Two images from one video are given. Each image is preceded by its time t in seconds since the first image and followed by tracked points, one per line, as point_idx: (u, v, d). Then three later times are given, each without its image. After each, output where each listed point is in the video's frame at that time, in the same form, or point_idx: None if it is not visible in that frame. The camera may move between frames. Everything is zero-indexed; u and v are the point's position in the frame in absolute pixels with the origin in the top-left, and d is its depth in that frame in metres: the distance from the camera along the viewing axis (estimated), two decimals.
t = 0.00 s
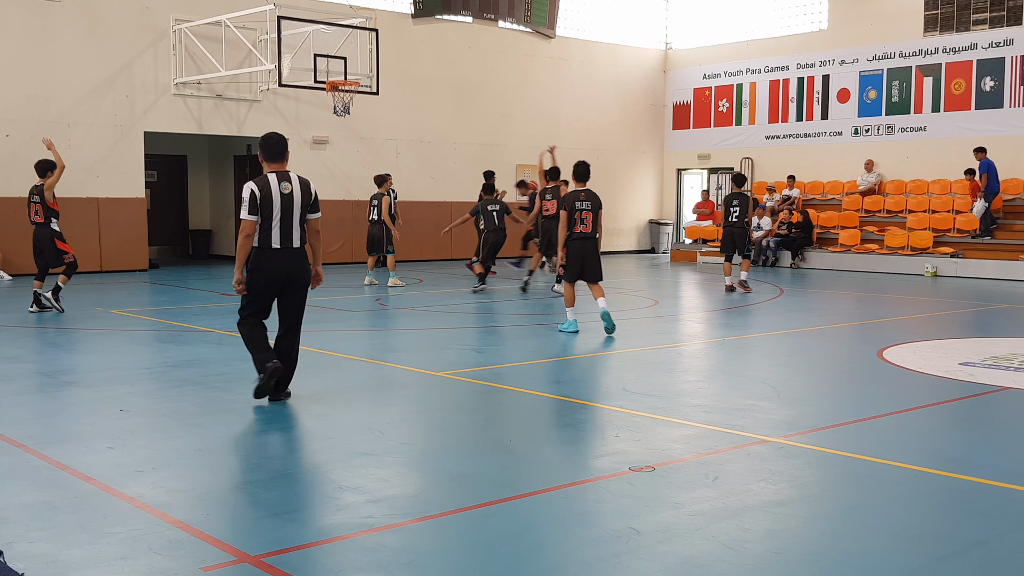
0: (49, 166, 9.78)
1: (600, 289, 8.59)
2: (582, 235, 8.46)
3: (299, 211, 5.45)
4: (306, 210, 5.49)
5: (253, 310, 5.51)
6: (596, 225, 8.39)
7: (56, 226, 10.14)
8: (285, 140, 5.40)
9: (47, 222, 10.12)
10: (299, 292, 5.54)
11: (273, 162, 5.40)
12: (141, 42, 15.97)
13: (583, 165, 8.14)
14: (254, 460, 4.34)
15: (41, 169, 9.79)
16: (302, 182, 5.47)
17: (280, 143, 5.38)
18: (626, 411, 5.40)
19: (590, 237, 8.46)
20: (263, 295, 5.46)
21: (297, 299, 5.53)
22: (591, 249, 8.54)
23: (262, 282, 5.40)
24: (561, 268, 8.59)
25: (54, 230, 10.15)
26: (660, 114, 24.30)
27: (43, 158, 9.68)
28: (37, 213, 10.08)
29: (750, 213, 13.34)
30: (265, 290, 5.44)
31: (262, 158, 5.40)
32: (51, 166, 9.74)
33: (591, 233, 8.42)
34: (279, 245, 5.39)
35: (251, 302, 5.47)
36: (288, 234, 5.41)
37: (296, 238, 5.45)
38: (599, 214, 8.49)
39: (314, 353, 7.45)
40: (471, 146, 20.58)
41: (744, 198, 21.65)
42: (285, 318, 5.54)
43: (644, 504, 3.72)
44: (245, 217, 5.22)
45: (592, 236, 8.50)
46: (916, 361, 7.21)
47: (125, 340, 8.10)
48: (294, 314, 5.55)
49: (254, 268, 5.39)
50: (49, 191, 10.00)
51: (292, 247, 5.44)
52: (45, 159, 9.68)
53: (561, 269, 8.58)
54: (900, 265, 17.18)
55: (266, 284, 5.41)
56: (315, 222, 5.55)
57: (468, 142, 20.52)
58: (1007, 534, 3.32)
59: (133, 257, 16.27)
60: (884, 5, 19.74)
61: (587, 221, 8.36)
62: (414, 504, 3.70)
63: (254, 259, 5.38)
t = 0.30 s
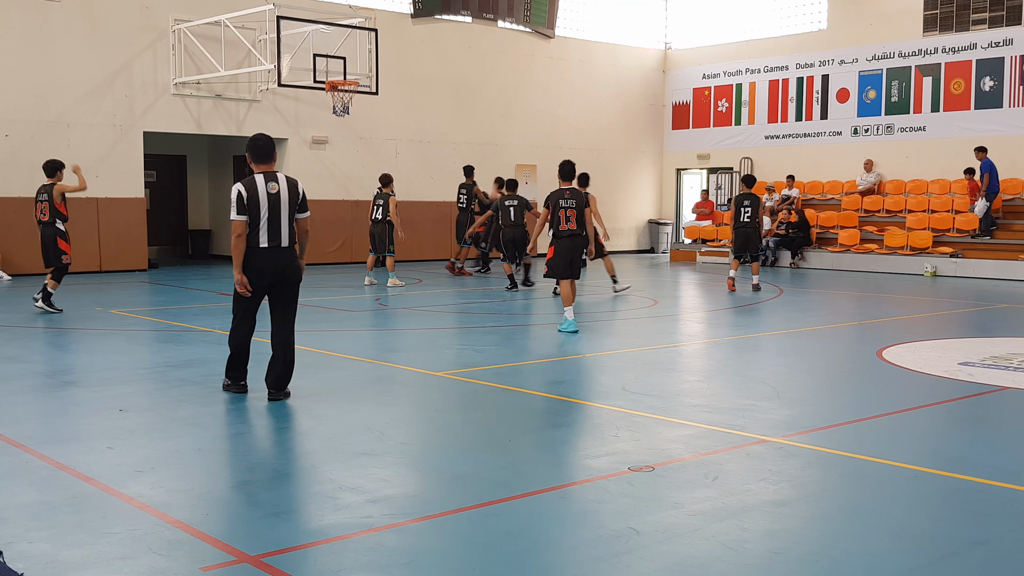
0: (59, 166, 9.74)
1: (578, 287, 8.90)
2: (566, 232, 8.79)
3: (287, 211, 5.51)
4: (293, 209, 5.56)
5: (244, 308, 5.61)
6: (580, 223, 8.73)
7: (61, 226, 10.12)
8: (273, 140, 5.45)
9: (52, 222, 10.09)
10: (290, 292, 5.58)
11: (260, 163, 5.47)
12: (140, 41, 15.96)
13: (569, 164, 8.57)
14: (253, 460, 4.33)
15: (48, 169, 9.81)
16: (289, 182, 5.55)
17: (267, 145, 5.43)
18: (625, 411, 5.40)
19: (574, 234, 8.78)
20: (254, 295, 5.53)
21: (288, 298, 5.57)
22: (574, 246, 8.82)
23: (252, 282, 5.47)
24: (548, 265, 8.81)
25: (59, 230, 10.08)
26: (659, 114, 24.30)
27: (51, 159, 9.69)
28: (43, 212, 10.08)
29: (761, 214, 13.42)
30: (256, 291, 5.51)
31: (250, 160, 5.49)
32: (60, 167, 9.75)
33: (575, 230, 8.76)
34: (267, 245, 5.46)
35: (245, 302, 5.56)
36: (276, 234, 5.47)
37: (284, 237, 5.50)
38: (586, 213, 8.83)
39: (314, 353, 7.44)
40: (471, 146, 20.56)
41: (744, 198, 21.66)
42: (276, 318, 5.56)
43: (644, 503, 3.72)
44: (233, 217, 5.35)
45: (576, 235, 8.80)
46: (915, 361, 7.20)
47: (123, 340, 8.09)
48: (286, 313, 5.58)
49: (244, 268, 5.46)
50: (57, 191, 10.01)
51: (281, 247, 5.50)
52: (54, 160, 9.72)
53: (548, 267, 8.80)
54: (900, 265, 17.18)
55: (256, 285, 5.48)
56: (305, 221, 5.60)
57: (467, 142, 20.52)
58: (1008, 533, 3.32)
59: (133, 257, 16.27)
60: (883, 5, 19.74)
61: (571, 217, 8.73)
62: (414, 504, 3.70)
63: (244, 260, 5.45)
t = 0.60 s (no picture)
0: (69, 169, 9.72)
1: (561, 285, 9.18)
2: (557, 233, 8.97)
3: (270, 207, 5.55)
4: (277, 205, 5.58)
5: (231, 306, 5.60)
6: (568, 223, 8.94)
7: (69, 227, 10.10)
8: (255, 138, 5.49)
9: (61, 222, 10.09)
10: (275, 286, 5.66)
11: (243, 160, 5.52)
12: (140, 41, 15.95)
13: (559, 165, 8.59)
14: (252, 460, 4.33)
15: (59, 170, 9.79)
16: (273, 178, 5.59)
17: (250, 143, 5.47)
18: (625, 411, 5.40)
19: (564, 235, 8.98)
20: (241, 291, 5.59)
21: (273, 292, 5.66)
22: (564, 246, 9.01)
23: (237, 278, 5.54)
24: (538, 265, 8.98)
25: (67, 230, 10.07)
26: (659, 114, 24.31)
27: (63, 161, 9.68)
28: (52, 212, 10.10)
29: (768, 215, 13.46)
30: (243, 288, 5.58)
31: (235, 158, 5.55)
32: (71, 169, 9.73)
33: (565, 231, 8.96)
34: (250, 240, 5.52)
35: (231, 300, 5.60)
36: (259, 229, 5.52)
37: (267, 233, 5.56)
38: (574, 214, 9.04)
39: (313, 353, 7.44)
40: (470, 145, 20.56)
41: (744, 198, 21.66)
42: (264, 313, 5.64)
43: (643, 503, 3.71)
44: (215, 216, 5.41)
45: (564, 235, 9.00)
46: (915, 361, 7.21)
47: (122, 340, 8.08)
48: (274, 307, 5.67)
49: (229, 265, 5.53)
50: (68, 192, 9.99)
51: (264, 242, 5.57)
52: (65, 162, 9.71)
53: (538, 266, 8.97)
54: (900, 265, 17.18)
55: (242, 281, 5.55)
56: (289, 217, 5.63)
57: (467, 142, 20.51)
58: (1008, 534, 3.32)
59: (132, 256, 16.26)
60: (883, 5, 19.75)
61: (560, 218, 8.94)
62: (413, 504, 3.70)
63: (229, 257, 5.52)
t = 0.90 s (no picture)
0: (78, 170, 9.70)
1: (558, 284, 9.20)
2: (544, 232, 9.01)
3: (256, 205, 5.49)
4: (265, 203, 5.50)
5: (227, 307, 5.65)
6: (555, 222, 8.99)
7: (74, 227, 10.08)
8: (253, 136, 5.51)
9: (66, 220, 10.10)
10: (266, 286, 5.59)
11: (238, 158, 5.53)
12: (139, 41, 15.94)
13: (545, 164, 8.57)
14: (250, 461, 4.32)
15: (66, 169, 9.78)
16: (261, 177, 5.53)
17: (244, 141, 5.49)
18: (624, 411, 5.40)
19: (552, 233, 9.01)
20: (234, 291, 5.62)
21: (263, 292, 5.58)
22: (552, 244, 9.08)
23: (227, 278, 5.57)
24: (527, 264, 9.05)
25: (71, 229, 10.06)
26: (658, 114, 24.31)
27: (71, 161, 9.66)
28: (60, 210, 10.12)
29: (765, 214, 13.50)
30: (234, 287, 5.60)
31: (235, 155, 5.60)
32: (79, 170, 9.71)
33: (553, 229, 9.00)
34: (237, 238, 5.52)
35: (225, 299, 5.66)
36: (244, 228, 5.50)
37: (252, 232, 5.51)
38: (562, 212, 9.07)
39: (312, 353, 7.43)
40: (469, 145, 20.56)
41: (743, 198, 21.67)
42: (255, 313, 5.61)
43: (642, 503, 3.71)
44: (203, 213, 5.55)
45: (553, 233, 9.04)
46: (914, 361, 7.21)
47: (121, 340, 8.07)
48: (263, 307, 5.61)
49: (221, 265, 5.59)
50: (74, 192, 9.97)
51: (250, 241, 5.53)
52: (74, 161, 9.68)
53: (527, 265, 9.04)
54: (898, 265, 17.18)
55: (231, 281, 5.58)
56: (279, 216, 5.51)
57: (466, 142, 20.51)
58: (1008, 534, 3.32)
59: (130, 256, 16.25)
60: (882, 5, 19.75)
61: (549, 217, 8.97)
62: (412, 504, 3.70)
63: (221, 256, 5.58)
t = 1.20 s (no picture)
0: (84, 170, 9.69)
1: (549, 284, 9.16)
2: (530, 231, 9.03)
3: (252, 209, 5.49)
4: (261, 206, 5.47)
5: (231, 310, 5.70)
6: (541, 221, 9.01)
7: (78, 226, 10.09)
8: (262, 137, 5.51)
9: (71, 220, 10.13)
10: (264, 291, 5.56)
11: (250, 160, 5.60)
12: (138, 42, 15.94)
13: (531, 163, 8.57)
14: (250, 461, 4.32)
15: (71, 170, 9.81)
16: (258, 180, 5.54)
17: (254, 143, 5.52)
18: (624, 411, 5.41)
19: (537, 232, 9.02)
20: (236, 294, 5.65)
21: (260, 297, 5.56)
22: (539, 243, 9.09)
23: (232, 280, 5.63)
24: (512, 262, 9.07)
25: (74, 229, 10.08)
26: (657, 114, 24.32)
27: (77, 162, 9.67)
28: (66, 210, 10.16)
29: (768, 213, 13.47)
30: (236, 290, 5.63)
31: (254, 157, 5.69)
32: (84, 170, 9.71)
33: (538, 227, 9.01)
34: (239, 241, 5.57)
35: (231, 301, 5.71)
36: (243, 231, 5.53)
37: (249, 235, 5.52)
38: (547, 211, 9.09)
39: (311, 354, 7.43)
40: (469, 146, 20.57)
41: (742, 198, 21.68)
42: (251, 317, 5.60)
43: (641, 503, 3.72)
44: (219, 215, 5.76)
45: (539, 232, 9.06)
46: (913, 361, 7.22)
47: (120, 340, 8.07)
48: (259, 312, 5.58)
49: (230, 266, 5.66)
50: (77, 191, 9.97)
51: (248, 244, 5.53)
52: (81, 162, 9.67)
53: (512, 263, 9.07)
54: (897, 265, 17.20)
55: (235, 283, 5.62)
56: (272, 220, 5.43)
57: (465, 142, 20.52)
58: (1006, 534, 3.33)
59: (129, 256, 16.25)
60: (882, 5, 19.74)
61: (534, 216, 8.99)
62: (412, 504, 3.71)
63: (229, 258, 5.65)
